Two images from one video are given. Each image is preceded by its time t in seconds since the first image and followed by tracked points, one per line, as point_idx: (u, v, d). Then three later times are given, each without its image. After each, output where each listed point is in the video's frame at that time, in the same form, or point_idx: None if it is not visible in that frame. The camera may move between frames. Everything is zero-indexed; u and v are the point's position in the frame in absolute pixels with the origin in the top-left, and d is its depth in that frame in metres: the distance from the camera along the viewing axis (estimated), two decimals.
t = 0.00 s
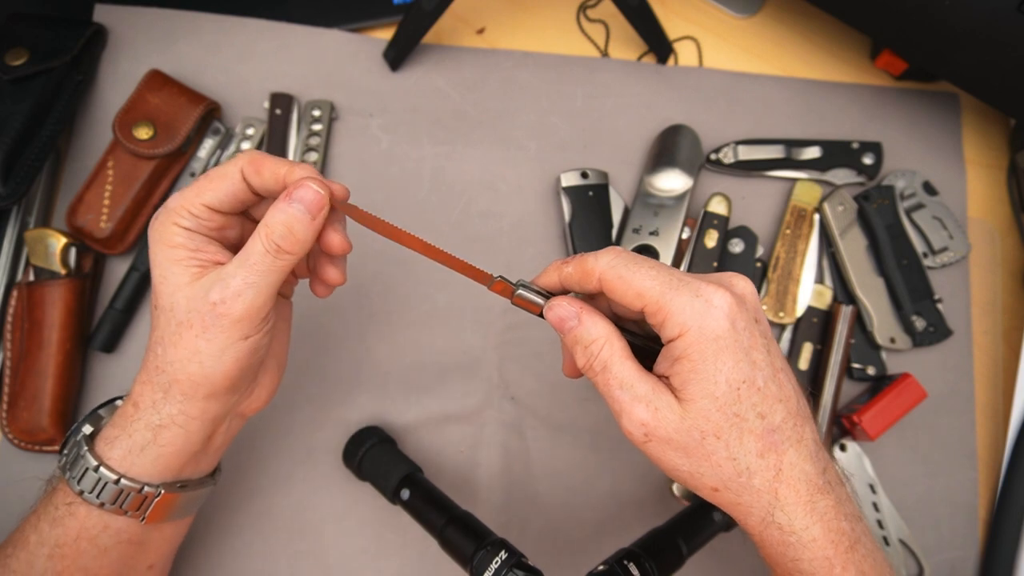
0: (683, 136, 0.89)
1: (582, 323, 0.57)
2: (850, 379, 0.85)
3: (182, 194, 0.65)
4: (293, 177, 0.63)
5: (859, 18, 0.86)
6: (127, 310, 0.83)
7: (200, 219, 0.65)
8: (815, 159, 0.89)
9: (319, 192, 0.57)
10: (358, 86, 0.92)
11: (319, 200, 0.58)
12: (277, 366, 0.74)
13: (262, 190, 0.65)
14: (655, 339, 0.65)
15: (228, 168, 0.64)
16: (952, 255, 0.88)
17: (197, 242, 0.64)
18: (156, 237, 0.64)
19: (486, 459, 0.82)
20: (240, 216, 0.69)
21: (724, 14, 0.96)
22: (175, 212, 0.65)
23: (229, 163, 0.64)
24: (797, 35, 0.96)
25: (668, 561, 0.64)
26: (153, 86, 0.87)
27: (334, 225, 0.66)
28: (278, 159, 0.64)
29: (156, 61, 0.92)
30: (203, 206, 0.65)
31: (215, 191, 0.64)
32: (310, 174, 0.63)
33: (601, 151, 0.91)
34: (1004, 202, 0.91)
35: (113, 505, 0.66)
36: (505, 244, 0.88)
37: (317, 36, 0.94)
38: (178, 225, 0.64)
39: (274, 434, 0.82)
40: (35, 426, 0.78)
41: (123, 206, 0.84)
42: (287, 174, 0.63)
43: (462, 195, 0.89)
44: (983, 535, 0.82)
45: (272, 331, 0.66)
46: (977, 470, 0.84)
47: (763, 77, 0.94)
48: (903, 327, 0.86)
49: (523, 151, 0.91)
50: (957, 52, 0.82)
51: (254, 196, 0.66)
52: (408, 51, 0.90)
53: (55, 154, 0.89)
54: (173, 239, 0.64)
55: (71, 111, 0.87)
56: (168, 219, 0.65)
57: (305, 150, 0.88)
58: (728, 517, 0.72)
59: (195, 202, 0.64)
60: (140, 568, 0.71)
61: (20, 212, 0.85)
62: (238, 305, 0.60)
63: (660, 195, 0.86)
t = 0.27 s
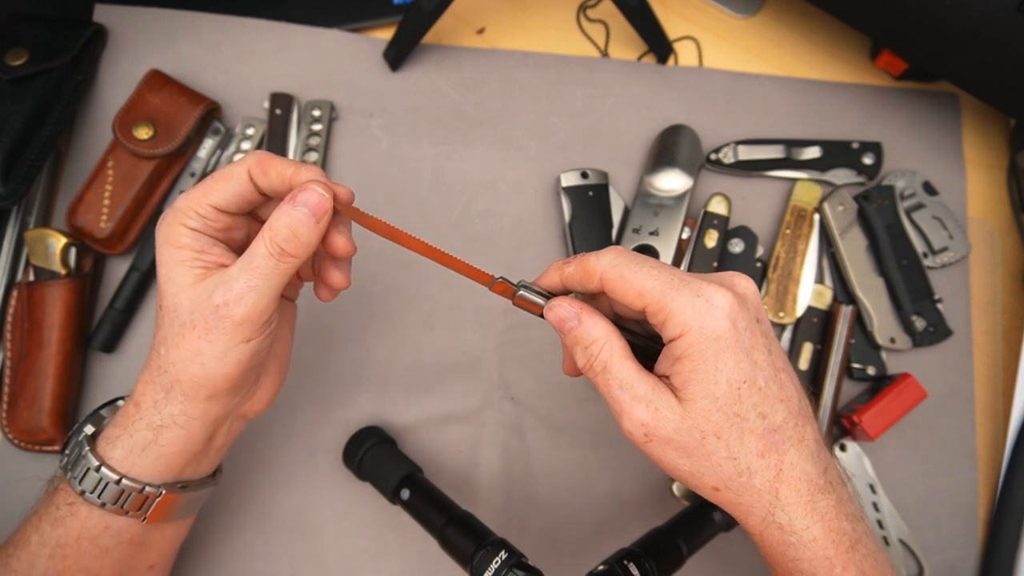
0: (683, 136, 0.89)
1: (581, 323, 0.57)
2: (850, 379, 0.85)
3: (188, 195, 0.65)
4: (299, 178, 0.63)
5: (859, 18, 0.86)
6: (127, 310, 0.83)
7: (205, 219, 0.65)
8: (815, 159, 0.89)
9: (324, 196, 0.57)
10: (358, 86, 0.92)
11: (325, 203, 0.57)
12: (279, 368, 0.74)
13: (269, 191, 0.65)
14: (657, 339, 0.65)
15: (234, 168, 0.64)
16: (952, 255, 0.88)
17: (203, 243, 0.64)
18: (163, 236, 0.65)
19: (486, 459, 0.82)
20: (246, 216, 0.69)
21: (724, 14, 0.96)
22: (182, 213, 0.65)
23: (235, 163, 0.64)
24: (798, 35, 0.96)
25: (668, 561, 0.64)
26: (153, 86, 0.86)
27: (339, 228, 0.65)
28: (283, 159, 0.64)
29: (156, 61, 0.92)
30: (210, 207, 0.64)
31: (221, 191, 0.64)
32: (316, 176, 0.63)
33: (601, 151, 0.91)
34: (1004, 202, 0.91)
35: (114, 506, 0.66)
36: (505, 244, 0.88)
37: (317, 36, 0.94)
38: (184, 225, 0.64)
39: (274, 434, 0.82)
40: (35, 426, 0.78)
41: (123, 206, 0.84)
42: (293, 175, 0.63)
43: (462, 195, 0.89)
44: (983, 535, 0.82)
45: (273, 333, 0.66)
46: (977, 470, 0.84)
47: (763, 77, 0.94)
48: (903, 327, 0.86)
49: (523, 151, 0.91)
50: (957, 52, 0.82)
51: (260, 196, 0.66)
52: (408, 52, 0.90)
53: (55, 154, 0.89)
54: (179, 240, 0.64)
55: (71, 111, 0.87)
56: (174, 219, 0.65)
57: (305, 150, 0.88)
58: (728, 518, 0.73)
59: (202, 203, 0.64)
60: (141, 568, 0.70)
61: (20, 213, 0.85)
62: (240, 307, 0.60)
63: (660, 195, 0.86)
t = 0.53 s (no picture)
0: (683, 136, 0.89)
1: (581, 323, 0.57)
2: (850, 379, 0.85)
3: (193, 195, 0.65)
4: (302, 178, 0.63)
5: (859, 18, 0.86)
6: (127, 310, 0.83)
7: (210, 219, 0.65)
8: (815, 159, 0.89)
9: (326, 198, 0.57)
10: (358, 86, 0.92)
11: (327, 206, 0.57)
12: (280, 369, 0.74)
13: (272, 191, 0.65)
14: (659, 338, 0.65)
15: (238, 168, 0.64)
16: (952, 255, 0.88)
17: (207, 243, 0.64)
18: (167, 236, 0.65)
19: (486, 459, 0.82)
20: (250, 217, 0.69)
21: (724, 14, 0.96)
22: (186, 212, 0.65)
23: (239, 163, 0.64)
24: (798, 35, 0.96)
25: (668, 561, 0.64)
26: (153, 86, 0.87)
27: (341, 228, 0.66)
28: (287, 159, 0.64)
29: (156, 61, 0.92)
30: (214, 207, 0.65)
31: (226, 191, 0.64)
32: (319, 176, 0.63)
33: (600, 151, 0.91)
34: (1004, 202, 0.91)
35: (115, 505, 0.66)
36: (505, 244, 0.88)
37: (317, 36, 0.94)
38: (188, 225, 0.64)
39: (274, 434, 0.82)
40: (35, 426, 0.78)
41: (123, 206, 0.84)
42: (295, 174, 0.63)
43: (462, 195, 0.89)
44: (983, 535, 0.82)
45: (274, 334, 0.66)
46: (977, 470, 0.84)
47: (763, 77, 0.94)
48: (903, 327, 0.85)
49: (523, 151, 0.91)
50: (957, 52, 0.82)
51: (263, 196, 0.66)
52: (408, 52, 0.90)
53: (55, 154, 0.89)
54: (182, 239, 0.64)
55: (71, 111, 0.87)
56: (179, 218, 0.65)
57: (305, 150, 0.88)
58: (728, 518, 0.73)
59: (206, 203, 0.64)
60: (141, 567, 0.70)
61: (20, 213, 0.85)
62: (242, 308, 0.60)
63: (660, 195, 0.86)
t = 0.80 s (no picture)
0: (683, 136, 0.89)
1: (580, 320, 0.58)
2: (850, 379, 0.85)
3: (201, 194, 0.65)
4: (309, 182, 0.63)
5: (859, 18, 0.86)
6: (127, 310, 0.83)
7: (217, 219, 0.65)
8: (815, 159, 0.89)
9: (331, 203, 0.57)
10: (358, 86, 0.92)
11: (330, 211, 0.57)
12: (280, 369, 0.74)
13: (280, 193, 0.65)
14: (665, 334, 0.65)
15: (246, 169, 0.64)
16: (952, 255, 0.88)
17: (213, 243, 0.64)
18: (174, 234, 0.65)
19: (486, 458, 0.82)
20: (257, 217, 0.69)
21: (724, 14, 0.96)
22: (194, 212, 0.65)
23: (248, 164, 0.64)
24: (798, 35, 0.96)
25: (668, 561, 0.64)
26: (153, 86, 0.87)
27: (347, 232, 0.66)
28: (294, 161, 0.64)
29: (156, 61, 0.92)
30: (222, 207, 0.65)
31: (233, 191, 0.64)
32: (326, 181, 0.63)
33: (601, 151, 0.91)
34: (1004, 202, 0.91)
35: (115, 501, 0.66)
36: (505, 244, 0.88)
37: (317, 36, 0.94)
38: (195, 225, 0.64)
39: (274, 434, 0.82)
40: (35, 426, 0.78)
41: (123, 206, 0.84)
42: (302, 178, 0.63)
43: (462, 195, 0.89)
44: (982, 535, 0.82)
45: (274, 336, 0.66)
46: (976, 470, 0.84)
47: (763, 77, 0.94)
48: (903, 327, 0.85)
49: (523, 151, 0.91)
50: (957, 52, 0.82)
51: (270, 197, 0.66)
52: (408, 51, 0.90)
53: (55, 154, 0.89)
54: (188, 238, 0.64)
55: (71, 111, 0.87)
56: (187, 216, 0.65)
57: (305, 150, 0.88)
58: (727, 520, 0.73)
59: (214, 204, 0.64)
60: (141, 564, 0.70)
61: (20, 213, 0.85)
62: (241, 311, 0.60)
63: (660, 195, 0.86)
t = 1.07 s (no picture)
0: (683, 136, 0.89)
1: (584, 314, 0.59)
2: (850, 379, 0.85)
3: (209, 193, 0.65)
4: (317, 183, 0.63)
5: (859, 18, 0.86)
6: (127, 310, 0.83)
7: (223, 218, 0.65)
8: (815, 159, 0.89)
9: (337, 205, 0.58)
10: (358, 86, 0.92)
11: (337, 213, 0.58)
12: (281, 368, 0.74)
13: (286, 193, 0.65)
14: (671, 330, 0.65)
15: (254, 169, 0.64)
16: (952, 255, 0.88)
17: (218, 242, 0.64)
18: (180, 233, 0.65)
19: (486, 458, 0.82)
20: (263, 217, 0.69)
21: (724, 14, 0.96)
22: (201, 210, 0.65)
23: (256, 164, 0.64)
24: (797, 35, 0.96)
25: (668, 561, 0.64)
26: (153, 86, 0.86)
27: (352, 232, 0.65)
28: (303, 162, 0.64)
29: (156, 61, 0.92)
30: (229, 207, 0.65)
31: (241, 191, 0.64)
32: (333, 183, 0.63)
33: (600, 151, 0.91)
34: (1003, 202, 0.91)
35: (117, 496, 0.66)
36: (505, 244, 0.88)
37: (317, 36, 0.94)
38: (202, 223, 0.64)
39: (275, 433, 0.82)
40: (35, 426, 0.78)
41: (123, 206, 0.84)
42: (310, 179, 0.63)
43: (462, 195, 0.89)
44: (982, 535, 0.82)
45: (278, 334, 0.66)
46: (977, 470, 0.84)
47: (763, 77, 0.94)
48: (903, 326, 0.85)
49: (523, 151, 0.91)
50: (957, 51, 0.82)
51: (277, 197, 0.66)
52: (408, 51, 0.90)
53: (55, 154, 0.88)
54: (195, 237, 0.64)
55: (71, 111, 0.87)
56: (194, 214, 0.65)
57: (305, 150, 0.88)
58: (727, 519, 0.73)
59: (221, 203, 0.64)
60: (143, 560, 0.70)
61: (20, 212, 0.85)
62: (248, 308, 0.60)
63: (660, 195, 0.86)
